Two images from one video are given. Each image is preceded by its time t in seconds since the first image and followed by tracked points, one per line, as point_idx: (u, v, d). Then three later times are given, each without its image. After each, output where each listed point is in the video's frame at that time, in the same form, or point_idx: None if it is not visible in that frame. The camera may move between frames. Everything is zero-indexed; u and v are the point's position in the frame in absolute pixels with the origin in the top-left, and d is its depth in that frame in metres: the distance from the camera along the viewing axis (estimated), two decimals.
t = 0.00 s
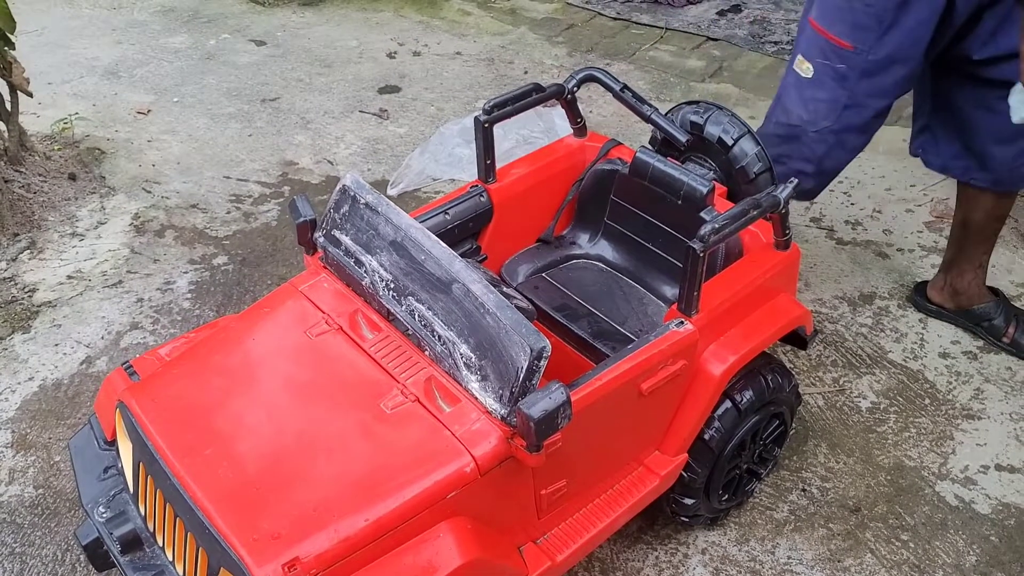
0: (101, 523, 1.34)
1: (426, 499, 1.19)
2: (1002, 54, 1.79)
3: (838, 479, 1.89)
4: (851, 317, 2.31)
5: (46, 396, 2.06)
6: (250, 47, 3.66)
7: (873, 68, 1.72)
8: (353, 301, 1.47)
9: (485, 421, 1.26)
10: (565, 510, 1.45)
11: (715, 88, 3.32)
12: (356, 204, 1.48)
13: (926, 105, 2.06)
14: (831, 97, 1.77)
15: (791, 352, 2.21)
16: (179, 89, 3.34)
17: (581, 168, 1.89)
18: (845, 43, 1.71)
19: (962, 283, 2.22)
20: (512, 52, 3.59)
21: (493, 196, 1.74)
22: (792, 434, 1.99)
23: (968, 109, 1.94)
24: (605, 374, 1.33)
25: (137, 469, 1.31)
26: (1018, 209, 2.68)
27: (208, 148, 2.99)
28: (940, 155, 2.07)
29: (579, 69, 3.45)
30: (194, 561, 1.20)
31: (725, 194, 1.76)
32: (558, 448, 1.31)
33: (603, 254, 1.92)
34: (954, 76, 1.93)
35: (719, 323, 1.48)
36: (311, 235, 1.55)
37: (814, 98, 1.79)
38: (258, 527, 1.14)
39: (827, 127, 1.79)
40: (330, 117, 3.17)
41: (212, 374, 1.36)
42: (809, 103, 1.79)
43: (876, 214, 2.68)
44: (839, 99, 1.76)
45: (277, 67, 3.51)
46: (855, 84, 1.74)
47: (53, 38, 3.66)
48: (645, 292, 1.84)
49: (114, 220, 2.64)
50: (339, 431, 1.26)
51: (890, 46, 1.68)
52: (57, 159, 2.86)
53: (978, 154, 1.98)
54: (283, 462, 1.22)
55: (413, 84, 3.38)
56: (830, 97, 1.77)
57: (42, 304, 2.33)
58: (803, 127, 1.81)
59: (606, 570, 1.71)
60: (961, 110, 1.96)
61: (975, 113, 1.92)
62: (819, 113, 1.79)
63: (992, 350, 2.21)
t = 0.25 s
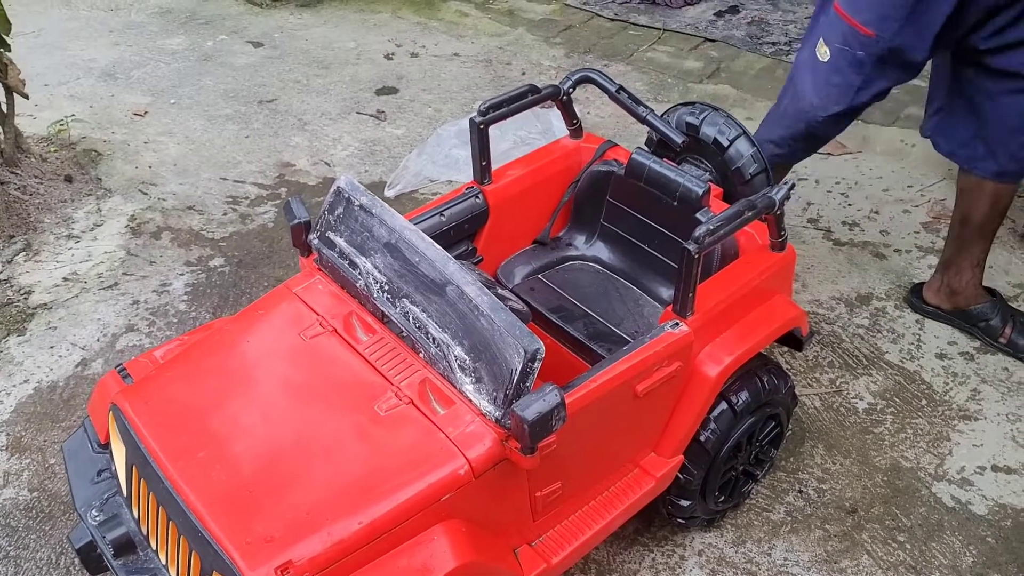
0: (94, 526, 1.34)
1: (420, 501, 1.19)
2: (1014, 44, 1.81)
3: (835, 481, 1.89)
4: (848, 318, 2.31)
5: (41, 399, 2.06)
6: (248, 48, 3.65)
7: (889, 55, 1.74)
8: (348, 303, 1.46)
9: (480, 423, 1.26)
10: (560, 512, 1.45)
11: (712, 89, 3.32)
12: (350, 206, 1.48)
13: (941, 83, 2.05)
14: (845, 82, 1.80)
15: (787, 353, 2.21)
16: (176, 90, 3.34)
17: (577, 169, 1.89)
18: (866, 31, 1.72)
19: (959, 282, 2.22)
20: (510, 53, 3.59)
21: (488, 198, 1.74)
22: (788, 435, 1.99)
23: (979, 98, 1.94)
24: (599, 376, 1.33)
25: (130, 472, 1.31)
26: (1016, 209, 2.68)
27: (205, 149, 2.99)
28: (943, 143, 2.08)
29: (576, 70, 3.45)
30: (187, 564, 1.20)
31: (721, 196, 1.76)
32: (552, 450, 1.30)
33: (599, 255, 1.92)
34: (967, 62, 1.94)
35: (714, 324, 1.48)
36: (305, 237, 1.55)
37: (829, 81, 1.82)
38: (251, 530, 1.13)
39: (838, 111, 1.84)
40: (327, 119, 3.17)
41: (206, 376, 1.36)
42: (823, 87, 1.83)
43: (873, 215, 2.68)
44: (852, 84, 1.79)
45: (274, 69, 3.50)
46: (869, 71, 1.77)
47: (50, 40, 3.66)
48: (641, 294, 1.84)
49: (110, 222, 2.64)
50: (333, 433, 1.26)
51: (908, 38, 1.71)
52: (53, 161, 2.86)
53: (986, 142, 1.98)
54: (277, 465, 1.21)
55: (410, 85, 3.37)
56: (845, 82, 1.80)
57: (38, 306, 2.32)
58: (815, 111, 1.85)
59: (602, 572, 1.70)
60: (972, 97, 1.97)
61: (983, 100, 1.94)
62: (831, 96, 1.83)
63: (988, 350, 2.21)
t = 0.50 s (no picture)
0: (86, 531, 1.33)
1: (413, 505, 1.18)
2: None
3: (832, 482, 1.88)
4: (845, 318, 2.30)
5: (35, 403, 2.05)
6: (243, 50, 3.65)
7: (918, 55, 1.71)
8: (341, 306, 1.46)
9: (473, 427, 1.25)
10: (555, 515, 1.44)
11: (708, 89, 3.31)
12: (343, 209, 1.48)
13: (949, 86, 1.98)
14: (875, 83, 1.75)
15: (784, 354, 2.20)
16: (171, 93, 3.33)
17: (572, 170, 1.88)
18: (898, 28, 1.67)
19: (958, 280, 2.21)
20: (506, 54, 3.59)
21: (482, 200, 1.73)
22: (785, 436, 1.98)
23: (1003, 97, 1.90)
24: (594, 378, 1.32)
25: (122, 477, 1.30)
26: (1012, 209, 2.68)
27: (200, 152, 2.98)
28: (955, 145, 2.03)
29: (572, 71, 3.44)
30: (180, 569, 1.19)
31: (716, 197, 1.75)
32: (546, 452, 1.30)
33: (594, 257, 1.91)
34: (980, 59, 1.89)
35: (709, 326, 1.47)
36: (299, 240, 1.55)
37: (857, 81, 1.78)
38: (244, 535, 1.13)
39: (865, 114, 1.79)
40: (323, 120, 3.16)
41: (199, 380, 1.35)
42: (852, 87, 1.79)
43: (870, 215, 2.68)
44: (882, 86, 1.75)
45: (270, 71, 3.50)
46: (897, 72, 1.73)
47: (45, 42, 3.65)
48: (636, 295, 1.84)
49: (105, 225, 2.63)
50: (327, 437, 1.25)
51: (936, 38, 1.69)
52: (48, 164, 2.85)
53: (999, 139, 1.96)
54: (270, 469, 1.21)
55: (406, 87, 3.37)
56: (874, 83, 1.75)
57: (33, 310, 2.32)
58: (842, 111, 1.82)
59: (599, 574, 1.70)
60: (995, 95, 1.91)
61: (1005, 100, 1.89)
62: (859, 97, 1.79)
63: (985, 350, 2.20)
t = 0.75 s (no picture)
0: (87, 535, 1.33)
1: (414, 508, 1.18)
2: None
3: (834, 482, 1.88)
4: (846, 318, 2.30)
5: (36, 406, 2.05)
6: (242, 52, 3.64)
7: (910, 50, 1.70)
8: (341, 308, 1.45)
9: (473, 429, 1.25)
10: (556, 517, 1.44)
11: (708, 89, 3.31)
12: (342, 211, 1.47)
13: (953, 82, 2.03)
14: (866, 78, 1.75)
15: (785, 354, 2.20)
16: (170, 94, 3.33)
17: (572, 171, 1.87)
18: (889, 23, 1.67)
19: (959, 280, 2.20)
20: (505, 55, 3.58)
21: (482, 201, 1.73)
22: (787, 436, 1.97)
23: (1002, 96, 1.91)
24: (594, 380, 1.32)
25: (122, 480, 1.30)
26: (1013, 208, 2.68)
27: (199, 154, 2.98)
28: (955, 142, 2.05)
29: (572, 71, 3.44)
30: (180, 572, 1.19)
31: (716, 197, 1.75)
32: (547, 455, 1.29)
33: (594, 258, 1.91)
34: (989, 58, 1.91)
35: (710, 326, 1.47)
36: (298, 243, 1.54)
37: (850, 75, 1.77)
38: (243, 539, 1.12)
39: (857, 108, 1.78)
40: (322, 122, 3.16)
41: (198, 383, 1.35)
42: (844, 81, 1.79)
43: (871, 214, 2.67)
44: (873, 80, 1.74)
45: (269, 72, 3.49)
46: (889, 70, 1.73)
47: (44, 45, 3.65)
48: (637, 296, 1.83)
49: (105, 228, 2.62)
50: (327, 440, 1.25)
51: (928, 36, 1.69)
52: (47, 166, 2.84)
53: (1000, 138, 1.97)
54: (270, 472, 1.20)
55: (405, 88, 3.36)
56: (866, 78, 1.75)
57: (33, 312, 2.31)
58: (835, 105, 1.81)
59: None
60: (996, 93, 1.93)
61: (1005, 96, 1.91)
62: (851, 92, 1.78)
63: (987, 350, 2.20)
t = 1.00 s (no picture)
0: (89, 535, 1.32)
1: (417, 508, 1.17)
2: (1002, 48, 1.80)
3: (837, 480, 1.87)
4: (847, 315, 2.29)
5: (35, 406, 2.04)
6: (240, 50, 3.63)
7: (874, 60, 1.53)
8: (343, 307, 1.45)
9: (477, 428, 1.24)
10: (560, 516, 1.43)
11: (708, 86, 3.30)
12: (344, 209, 1.46)
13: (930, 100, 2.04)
14: (831, 93, 1.56)
15: (787, 351, 2.19)
16: (168, 93, 3.31)
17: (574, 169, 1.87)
18: (843, 33, 1.52)
19: (959, 278, 2.20)
20: (504, 52, 3.58)
21: (484, 199, 1.72)
22: (789, 434, 1.97)
23: (978, 104, 1.92)
24: (598, 378, 1.31)
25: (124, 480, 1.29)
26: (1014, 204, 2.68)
27: (198, 152, 2.96)
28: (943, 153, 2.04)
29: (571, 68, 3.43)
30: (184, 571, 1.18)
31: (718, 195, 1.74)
32: (551, 453, 1.29)
33: (597, 256, 1.90)
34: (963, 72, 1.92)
35: (713, 324, 1.47)
36: (298, 241, 1.53)
37: (814, 93, 1.58)
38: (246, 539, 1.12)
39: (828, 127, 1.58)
40: (321, 120, 3.15)
41: (199, 382, 1.34)
42: (810, 101, 1.59)
43: (872, 211, 2.67)
44: (839, 94, 1.55)
45: (267, 70, 3.48)
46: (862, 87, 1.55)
47: (41, 43, 3.63)
48: (639, 294, 1.83)
49: (104, 227, 2.61)
50: (330, 439, 1.24)
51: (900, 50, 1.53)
52: (45, 165, 2.83)
53: (987, 148, 1.95)
54: (272, 472, 1.20)
55: (404, 85, 3.35)
56: (830, 93, 1.56)
57: (31, 312, 2.30)
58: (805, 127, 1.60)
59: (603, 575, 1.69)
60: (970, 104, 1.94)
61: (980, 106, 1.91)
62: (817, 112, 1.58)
63: (989, 346, 2.19)
